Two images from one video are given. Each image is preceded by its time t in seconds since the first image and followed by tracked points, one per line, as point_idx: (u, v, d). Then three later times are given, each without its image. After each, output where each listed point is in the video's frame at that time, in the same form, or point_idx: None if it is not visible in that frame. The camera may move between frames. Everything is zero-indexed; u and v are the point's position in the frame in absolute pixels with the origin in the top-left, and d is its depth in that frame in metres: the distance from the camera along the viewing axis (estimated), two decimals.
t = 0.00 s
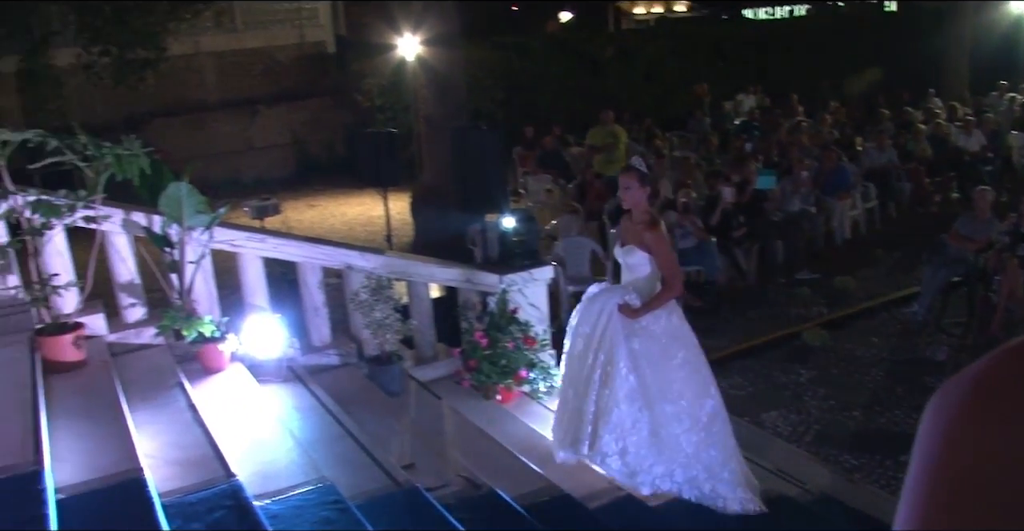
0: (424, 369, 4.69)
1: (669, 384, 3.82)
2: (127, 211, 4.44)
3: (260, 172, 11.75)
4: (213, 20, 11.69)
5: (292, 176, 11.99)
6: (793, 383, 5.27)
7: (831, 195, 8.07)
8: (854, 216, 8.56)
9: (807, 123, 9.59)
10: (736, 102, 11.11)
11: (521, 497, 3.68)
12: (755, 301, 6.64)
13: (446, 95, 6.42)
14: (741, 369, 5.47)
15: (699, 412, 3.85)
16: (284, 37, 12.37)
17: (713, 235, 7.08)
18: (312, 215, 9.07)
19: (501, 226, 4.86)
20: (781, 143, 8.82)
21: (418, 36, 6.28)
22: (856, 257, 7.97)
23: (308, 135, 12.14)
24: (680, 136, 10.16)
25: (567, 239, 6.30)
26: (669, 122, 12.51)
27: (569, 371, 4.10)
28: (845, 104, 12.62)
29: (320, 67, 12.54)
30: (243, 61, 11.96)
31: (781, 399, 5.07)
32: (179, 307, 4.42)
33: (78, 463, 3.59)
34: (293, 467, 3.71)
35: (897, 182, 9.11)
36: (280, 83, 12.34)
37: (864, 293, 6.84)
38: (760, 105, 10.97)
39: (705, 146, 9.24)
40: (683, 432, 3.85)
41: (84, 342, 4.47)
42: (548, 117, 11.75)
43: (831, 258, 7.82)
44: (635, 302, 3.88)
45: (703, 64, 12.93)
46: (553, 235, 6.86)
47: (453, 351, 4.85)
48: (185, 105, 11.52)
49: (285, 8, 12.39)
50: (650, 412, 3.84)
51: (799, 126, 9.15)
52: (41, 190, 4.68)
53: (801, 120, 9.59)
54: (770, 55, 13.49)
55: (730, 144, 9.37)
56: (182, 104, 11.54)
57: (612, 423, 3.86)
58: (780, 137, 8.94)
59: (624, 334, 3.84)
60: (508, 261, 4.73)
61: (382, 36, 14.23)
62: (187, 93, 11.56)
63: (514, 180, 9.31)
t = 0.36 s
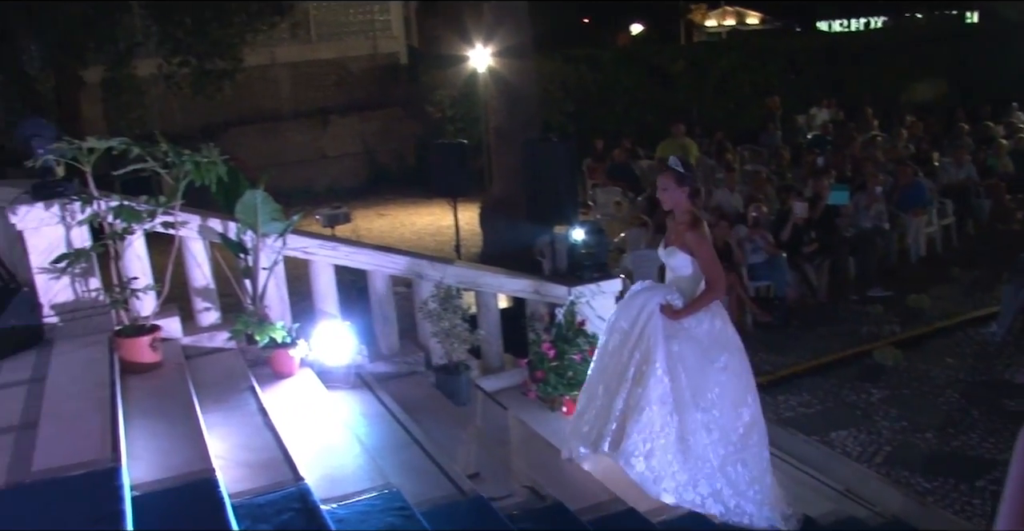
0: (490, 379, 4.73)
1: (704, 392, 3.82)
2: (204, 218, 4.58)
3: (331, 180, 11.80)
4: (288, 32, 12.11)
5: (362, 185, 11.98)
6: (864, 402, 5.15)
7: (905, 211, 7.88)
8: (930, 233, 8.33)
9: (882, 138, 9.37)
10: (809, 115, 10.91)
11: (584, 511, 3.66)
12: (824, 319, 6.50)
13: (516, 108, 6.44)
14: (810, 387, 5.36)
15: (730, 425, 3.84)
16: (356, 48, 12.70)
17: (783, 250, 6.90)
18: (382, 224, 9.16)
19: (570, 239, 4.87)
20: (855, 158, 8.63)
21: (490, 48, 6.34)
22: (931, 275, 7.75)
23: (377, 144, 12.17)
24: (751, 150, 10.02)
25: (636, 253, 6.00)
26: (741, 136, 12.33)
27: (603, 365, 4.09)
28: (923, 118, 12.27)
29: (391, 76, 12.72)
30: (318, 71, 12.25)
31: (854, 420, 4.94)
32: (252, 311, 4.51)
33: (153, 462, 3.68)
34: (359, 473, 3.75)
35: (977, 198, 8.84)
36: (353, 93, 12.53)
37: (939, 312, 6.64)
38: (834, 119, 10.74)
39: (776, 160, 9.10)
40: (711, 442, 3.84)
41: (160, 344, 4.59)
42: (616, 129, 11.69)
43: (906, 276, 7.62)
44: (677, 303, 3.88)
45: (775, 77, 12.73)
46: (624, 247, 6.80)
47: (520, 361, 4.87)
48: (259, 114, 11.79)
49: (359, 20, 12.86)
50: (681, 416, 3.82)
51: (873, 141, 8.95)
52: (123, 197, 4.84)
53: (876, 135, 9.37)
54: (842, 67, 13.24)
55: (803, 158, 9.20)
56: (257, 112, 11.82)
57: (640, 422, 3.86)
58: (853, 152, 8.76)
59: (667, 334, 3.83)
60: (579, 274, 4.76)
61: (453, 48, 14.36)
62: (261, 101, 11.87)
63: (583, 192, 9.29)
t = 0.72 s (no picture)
0: (543, 385, 4.74)
1: (727, 402, 3.69)
2: (263, 221, 4.68)
3: (388, 186, 12.02)
4: (347, 39, 12.29)
5: (419, 191, 12.23)
6: (923, 418, 5.05)
7: (968, 224, 7.70)
8: (994, 247, 8.11)
9: (945, 149, 9.16)
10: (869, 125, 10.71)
11: (638, 521, 3.65)
12: (881, 333, 6.38)
13: (573, 116, 6.42)
14: (868, 401, 5.26)
15: (755, 434, 3.72)
16: (414, 55, 12.81)
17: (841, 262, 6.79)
18: (438, 230, 9.24)
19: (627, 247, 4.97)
20: (917, 169, 8.46)
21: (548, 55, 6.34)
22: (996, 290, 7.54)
23: (435, 151, 12.33)
24: (809, 160, 9.87)
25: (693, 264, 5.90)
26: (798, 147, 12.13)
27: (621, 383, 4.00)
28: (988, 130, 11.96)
29: (450, 82, 12.83)
30: (375, 78, 12.46)
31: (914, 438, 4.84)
32: (309, 314, 4.58)
33: (210, 461, 3.73)
34: (412, 477, 3.78)
35: None
36: (411, 98, 12.71)
37: (1003, 327, 6.45)
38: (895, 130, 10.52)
39: (834, 171, 8.95)
40: (738, 452, 3.71)
41: (218, 344, 4.67)
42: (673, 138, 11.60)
43: (968, 291, 7.43)
44: (692, 317, 3.79)
45: (834, 87, 12.51)
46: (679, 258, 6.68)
47: (574, 369, 4.89)
48: (319, 120, 12.03)
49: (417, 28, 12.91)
50: (704, 429, 3.69)
51: (935, 153, 8.76)
52: (186, 200, 4.95)
53: (939, 147, 9.17)
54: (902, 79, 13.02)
55: (863, 169, 9.04)
56: (315, 117, 12.11)
57: (664, 438, 3.74)
58: (915, 164, 8.58)
59: (683, 347, 3.72)
60: (637, 282, 4.75)
61: (510, 56, 14.37)
62: (320, 108, 12.11)
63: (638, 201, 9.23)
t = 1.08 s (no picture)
0: (600, 394, 4.75)
1: (740, 393, 3.71)
2: (324, 227, 4.74)
3: (447, 193, 12.08)
4: (407, 47, 12.14)
5: (476, 199, 12.25)
6: (989, 435, 4.91)
7: None
8: None
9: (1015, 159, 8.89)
10: (933, 134, 10.43)
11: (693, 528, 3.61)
12: (944, 347, 6.22)
13: (631, 123, 6.39)
14: (929, 416, 5.15)
15: (767, 427, 3.71)
16: (474, 63, 12.70)
17: (903, 273, 6.65)
18: (494, 239, 9.25)
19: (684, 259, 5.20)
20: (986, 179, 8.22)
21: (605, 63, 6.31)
22: None
23: (494, 160, 12.36)
24: (871, 170, 9.66)
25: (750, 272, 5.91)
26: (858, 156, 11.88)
27: (638, 365, 4.05)
28: None
29: (509, 91, 12.86)
30: (435, 86, 12.38)
31: (979, 455, 4.71)
32: (368, 320, 4.62)
33: (270, 462, 3.78)
34: (469, 483, 3.80)
35: None
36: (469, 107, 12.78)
37: None
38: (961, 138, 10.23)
39: (898, 181, 8.75)
40: (748, 444, 3.73)
41: (278, 348, 4.74)
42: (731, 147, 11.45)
43: None
44: (714, 303, 3.81)
45: (897, 95, 12.22)
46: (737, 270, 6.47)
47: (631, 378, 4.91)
48: (379, 127, 12.02)
49: (476, 36, 12.72)
50: (715, 417, 3.73)
51: (1005, 162, 8.50)
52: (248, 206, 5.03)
53: (1010, 156, 8.89)
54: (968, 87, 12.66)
55: (928, 179, 8.82)
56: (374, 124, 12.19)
57: (674, 423, 3.83)
58: (983, 174, 8.34)
59: (702, 334, 3.76)
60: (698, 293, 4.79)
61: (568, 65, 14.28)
62: (379, 116, 12.05)
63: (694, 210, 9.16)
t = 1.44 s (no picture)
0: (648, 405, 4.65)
1: (748, 404, 3.65)
2: (373, 233, 4.79)
3: (496, 200, 12.28)
4: (457, 55, 12.30)
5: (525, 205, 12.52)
6: None
7: None
8: None
9: None
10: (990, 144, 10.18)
11: None
12: (1000, 363, 6.07)
13: (681, 131, 6.34)
14: (984, 434, 5.03)
15: (775, 439, 3.63)
16: (523, 71, 12.80)
17: (958, 286, 6.49)
18: (542, 246, 9.28)
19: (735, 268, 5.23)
20: None
21: (655, 71, 6.28)
22: None
23: (543, 167, 12.49)
24: (926, 180, 9.46)
25: (799, 283, 5.89)
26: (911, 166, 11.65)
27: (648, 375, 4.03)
28: None
29: (558, 101, 12.91)
30: (484, 94, 12.47)
31: None
32: (416, 325, 4.67)
33: (317, 465, 3.79)
34: (514, 491, 3.79)
35: None
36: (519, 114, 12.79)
37: None
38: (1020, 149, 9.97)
39: (954, 192, 8.56)
40: (756, 455, 3.65)
41: (326, 352, 4.79)
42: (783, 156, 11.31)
43: None
44: (723, 313, 3.77)
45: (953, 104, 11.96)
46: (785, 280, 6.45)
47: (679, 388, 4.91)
48: (428, 134, 12.18)
49: (525, 44, 12.78)
50: (722, 428, 3.68)
51: None
52: (299, 210, 5.09)
53: None
54: None
55: (986, 190, 8.61)
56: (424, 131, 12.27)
57: (682, 434, 3.79)
58: None
59: (710, 345, 3.72)
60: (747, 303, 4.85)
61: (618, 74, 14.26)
62: (429, 121, 12.22)
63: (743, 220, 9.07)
